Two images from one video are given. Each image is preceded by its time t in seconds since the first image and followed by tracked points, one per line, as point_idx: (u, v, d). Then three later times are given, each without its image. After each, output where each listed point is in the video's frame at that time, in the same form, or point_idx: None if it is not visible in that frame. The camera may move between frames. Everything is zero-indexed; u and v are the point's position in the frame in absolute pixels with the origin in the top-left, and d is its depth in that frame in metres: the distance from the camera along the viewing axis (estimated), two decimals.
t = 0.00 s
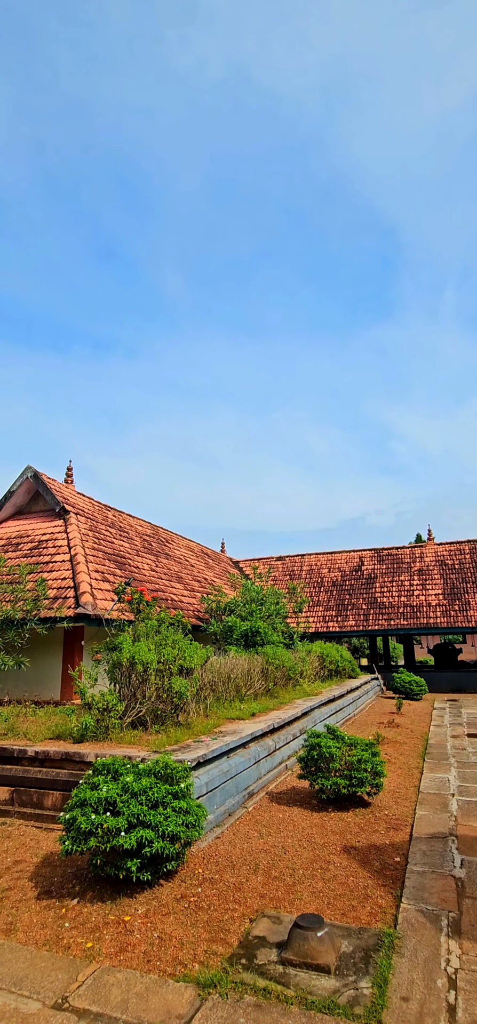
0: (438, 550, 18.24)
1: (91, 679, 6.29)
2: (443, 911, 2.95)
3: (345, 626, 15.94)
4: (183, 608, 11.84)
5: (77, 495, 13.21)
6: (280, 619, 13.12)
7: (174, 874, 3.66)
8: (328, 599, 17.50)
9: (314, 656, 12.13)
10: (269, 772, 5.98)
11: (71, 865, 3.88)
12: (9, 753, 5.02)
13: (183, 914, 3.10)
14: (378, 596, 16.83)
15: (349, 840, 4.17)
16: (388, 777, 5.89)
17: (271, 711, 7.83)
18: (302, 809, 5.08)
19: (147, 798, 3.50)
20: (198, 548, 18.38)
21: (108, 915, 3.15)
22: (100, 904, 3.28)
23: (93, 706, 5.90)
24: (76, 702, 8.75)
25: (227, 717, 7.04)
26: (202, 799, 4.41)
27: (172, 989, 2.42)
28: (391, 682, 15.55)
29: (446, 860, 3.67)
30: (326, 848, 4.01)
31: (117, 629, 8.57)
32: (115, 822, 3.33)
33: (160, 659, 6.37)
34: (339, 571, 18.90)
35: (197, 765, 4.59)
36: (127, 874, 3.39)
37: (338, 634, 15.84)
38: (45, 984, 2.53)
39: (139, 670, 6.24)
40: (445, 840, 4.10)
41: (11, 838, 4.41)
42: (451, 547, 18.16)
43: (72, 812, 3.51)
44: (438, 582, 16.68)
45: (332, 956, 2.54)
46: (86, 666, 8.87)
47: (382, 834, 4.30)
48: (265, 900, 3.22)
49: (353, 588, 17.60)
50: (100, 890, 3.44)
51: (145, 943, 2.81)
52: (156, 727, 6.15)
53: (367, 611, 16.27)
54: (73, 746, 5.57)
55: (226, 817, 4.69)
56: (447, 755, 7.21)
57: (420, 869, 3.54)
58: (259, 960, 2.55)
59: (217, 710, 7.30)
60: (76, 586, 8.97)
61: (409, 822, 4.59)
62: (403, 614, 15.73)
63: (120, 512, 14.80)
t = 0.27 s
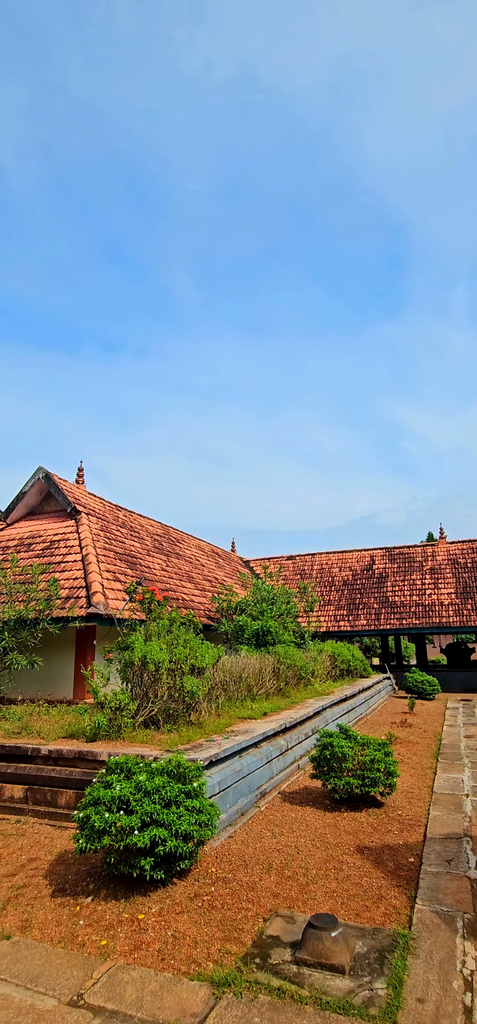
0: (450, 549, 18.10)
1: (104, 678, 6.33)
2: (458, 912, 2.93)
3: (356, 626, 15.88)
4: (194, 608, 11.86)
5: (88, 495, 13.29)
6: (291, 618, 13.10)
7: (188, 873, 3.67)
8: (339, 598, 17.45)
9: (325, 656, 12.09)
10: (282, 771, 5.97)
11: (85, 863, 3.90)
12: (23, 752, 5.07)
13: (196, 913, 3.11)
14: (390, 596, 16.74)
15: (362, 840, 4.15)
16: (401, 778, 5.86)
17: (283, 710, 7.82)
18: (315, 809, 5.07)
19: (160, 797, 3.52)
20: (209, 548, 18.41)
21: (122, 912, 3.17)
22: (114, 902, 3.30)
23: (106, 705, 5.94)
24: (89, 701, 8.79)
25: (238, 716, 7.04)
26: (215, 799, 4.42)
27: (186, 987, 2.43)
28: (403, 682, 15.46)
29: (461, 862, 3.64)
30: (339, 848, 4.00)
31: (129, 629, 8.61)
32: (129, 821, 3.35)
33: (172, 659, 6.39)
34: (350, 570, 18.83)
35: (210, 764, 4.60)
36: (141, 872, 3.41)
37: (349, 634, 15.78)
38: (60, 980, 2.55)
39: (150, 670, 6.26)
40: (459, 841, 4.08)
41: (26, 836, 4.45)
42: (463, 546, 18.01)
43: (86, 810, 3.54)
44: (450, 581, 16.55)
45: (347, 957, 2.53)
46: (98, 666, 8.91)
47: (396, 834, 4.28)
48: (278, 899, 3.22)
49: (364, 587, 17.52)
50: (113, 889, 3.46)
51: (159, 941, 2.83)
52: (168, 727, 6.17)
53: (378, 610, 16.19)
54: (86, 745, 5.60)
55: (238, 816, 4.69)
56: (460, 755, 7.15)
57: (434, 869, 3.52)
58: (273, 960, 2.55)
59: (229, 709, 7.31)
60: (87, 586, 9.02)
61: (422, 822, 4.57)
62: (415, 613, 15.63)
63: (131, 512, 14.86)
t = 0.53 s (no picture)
0: (464, 548, 17.93)
1: (117, 678, 6.35)
2: (474, 914, 2.90)
3: (368, 625, 15.80)
4: (206, 608, 11.87)
5: (100, 496, 13.36)
6: (303, 618, 13.06)
7: (202, 872, 3.67)
8: (351, 598, 17.37)
9: (338, 656, 12.04)
10: (295, 771, 5.96)
11: (99, 861, 3.92)
12: (37, 750, 5.11)
13: (211, 912, 3.11)
14: (402, 595, 16.63)
15: (377, 841, 4.12)
16: (415, 778, 5.81)
17: (295, 710, 7.80)
18: (328, 809, 5.04)
19: (174, 797, 3.52)
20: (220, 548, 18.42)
21: (137, 911, 3.18)
22: (129, 901, 3.31)
23: (119, 705, 5.96)
24: (102, 701, 8.84)
25: (251, 716, 7.03)
26: (228, 798, 4.41)
27: (202, 986, 2.44)
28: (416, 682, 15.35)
29: None
30: (354, 848, 3.99)
31: (141, 628, 8.64)
32: (143, 820, 3.35)
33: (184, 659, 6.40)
34: (362, 569, 18.73)
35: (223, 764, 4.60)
36: (155, 871, 3.42)
37: (361, 634, 15.70)
38: (77, 978, 2.56)
39: (163, 670, 6.27)
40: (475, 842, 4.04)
41: (41, 834, 4.48)
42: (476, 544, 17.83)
43: (100, 809, 3.55)
44: (463, 579, 16.40)
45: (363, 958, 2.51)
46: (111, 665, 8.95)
47: (411, 835, 4.24)
48: (293, 899, 3.21)
49: (376, 587, 17.42)
50: (128, 887, 3.47)
51: (174, 940, 2.83)
52: (181, 726, 6.19)
53: (391, 610, 16.09)
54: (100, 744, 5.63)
55: (252, 816, 4.69)
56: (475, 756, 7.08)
57: (450, 871, 3.49)
58: (288, 960, 2.55)
59: (241, 709, 7.30)
60: (100, 586, 9.07)
61: (437, 823, 4.53)
62: (428, 612, 15.51)
63: (143, 512, 14.91)
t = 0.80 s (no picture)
0: None
1: (130, 678, 6.38)
2: None
3: (381, 625, 15.70)
4: (218, 608, 11.88)
5: (112, 496, 13.43)
6: (316, 618, 13.01)
7: (217, 872, 3.67)
8: (364, 597, 17.27)
9: (351, 656, 11.98)
10: (309, 772, 5.94)
11: (115, 861, 3.94)
12: (52, 750, 5.15)
13: (226, 912, 3.11)
14: (416, 595, 16.50)
15: (392, 842, 4.10)
16: (431, 779, 5.76)
17: (309, 710, 7.77)
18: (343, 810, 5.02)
19: (189, 797, 3.53)
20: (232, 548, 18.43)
21: (153, 911, 3.19)
22: (144, 900, 3.32)
23: (133, 705, 5.99)
24: (115, 701, 8.89)
25: (264, 716, 7.02)
26: (242, 798, 4.41)
27: (218, 986, 2.44)
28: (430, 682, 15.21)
29: None
30: (369, 850, 3.96)
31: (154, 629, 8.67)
32: (158, 819, 3.36)
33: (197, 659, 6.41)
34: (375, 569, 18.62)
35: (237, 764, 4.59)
36: (170, 871, 3.42)
37: (374, 634, 15.60)
38: (93, 977, 2.57)
39: (176, 670, 6.28)
40: None
41: (56, 833, 4.51)
42: None
43: (115, 809, 3.56)
44: None
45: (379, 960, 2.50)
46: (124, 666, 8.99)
47: (427, 837, 4.20)
48: (308, 900, 3.20)
49: (389, 587, 17.30)
50: (144, 887, 3.48)
51: (190, 940, 2.84)
52: (194, 726, 6.20)
53: (404, 609, 15.98)
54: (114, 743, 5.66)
55: (266, 816, 4.68)
56: None
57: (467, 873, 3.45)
58: (304, 961, 2.54)
59: (254, 709, 7.29)
60: (113, 586, 9.12)
61: (453, 825, 4.48)
62: (441, 612, 15.38)
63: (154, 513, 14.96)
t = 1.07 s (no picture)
0: None
1: (144, 678, 6.41)
2: None
3: (395, 625, 15.61)
4: (231, 608, 11.88)
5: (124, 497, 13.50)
6: (329, 618, 12.97)
7: (231, 873, 3.67)
8: (376, 597, 17.18)
9: (364, 656, 11.93)
10: (322, 772, 5.92)
11: (130, 860, 3.95)
12: (67, 749, 5.19)
13: (241, 913, 3.11)
14: (429, 595, 16.37)
15: (407, 844, 4.07)
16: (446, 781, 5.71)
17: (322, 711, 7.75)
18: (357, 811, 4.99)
19: (203, 797, 3.53)
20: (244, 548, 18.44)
21: (168, 910, 3.19)
22: (159, 900, 3.33)
23: (146, 705, 6.01)
24: (129, 701, 8.93)
25: (277, 717, 7.01)
26: (256, 799, 4.40)
27: (233, 987, 2.43)
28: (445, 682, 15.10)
29: None
30: (384, 851, 3.94)
31: (167, 629, 8.69)
32: (172, 819, 3.37)
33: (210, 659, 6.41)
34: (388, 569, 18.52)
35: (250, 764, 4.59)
36: (185, 871, 3.42)
37: (388, 634, 15.52)
38: (110, 975, 2.58)
39: (189, 670, 6.30)
40: None
41: (71, 832, 4.54)
42: None
43: (130, 809, 3.58)
44: None
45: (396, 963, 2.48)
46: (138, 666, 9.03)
47: (442, 839, 4.17)
48: (324, 902, 3.19)
49: (402, 586, 17.20)
50: (159, 887, 3.49)
51: (205, 940, 2.84)
52: (207, 726, 6.21)
53: (418, 609, 15.87)
54: (127, 743, 5.69)
55: (280, 817, 4.67)
56: None
57: None
58: (320, 963, 2.53)
59: (267, 710, 7.29)
60: (126, 587, 9.16)
61: (469, 827, 4.44)
62: (455, 612, 15.25)
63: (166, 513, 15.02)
